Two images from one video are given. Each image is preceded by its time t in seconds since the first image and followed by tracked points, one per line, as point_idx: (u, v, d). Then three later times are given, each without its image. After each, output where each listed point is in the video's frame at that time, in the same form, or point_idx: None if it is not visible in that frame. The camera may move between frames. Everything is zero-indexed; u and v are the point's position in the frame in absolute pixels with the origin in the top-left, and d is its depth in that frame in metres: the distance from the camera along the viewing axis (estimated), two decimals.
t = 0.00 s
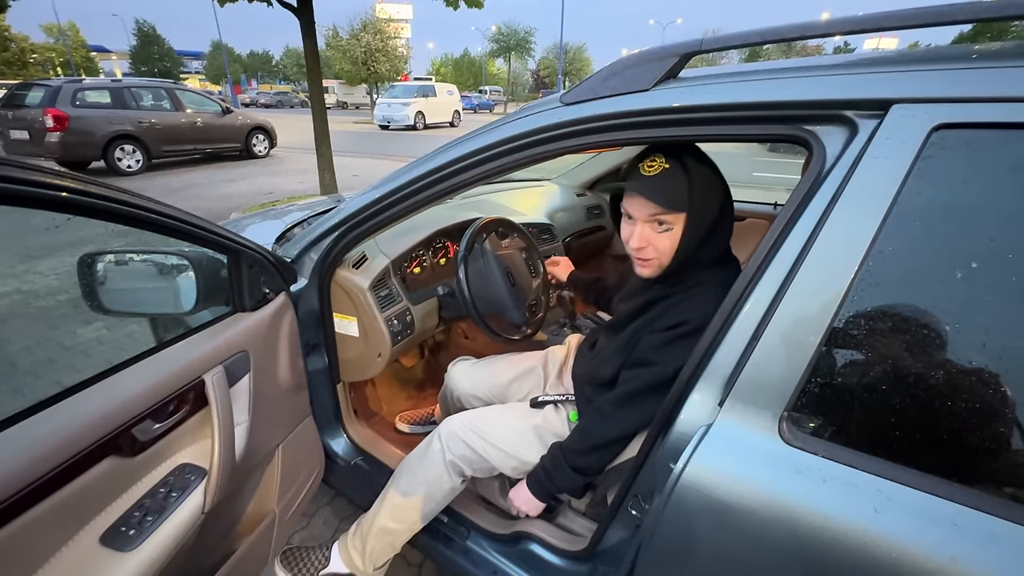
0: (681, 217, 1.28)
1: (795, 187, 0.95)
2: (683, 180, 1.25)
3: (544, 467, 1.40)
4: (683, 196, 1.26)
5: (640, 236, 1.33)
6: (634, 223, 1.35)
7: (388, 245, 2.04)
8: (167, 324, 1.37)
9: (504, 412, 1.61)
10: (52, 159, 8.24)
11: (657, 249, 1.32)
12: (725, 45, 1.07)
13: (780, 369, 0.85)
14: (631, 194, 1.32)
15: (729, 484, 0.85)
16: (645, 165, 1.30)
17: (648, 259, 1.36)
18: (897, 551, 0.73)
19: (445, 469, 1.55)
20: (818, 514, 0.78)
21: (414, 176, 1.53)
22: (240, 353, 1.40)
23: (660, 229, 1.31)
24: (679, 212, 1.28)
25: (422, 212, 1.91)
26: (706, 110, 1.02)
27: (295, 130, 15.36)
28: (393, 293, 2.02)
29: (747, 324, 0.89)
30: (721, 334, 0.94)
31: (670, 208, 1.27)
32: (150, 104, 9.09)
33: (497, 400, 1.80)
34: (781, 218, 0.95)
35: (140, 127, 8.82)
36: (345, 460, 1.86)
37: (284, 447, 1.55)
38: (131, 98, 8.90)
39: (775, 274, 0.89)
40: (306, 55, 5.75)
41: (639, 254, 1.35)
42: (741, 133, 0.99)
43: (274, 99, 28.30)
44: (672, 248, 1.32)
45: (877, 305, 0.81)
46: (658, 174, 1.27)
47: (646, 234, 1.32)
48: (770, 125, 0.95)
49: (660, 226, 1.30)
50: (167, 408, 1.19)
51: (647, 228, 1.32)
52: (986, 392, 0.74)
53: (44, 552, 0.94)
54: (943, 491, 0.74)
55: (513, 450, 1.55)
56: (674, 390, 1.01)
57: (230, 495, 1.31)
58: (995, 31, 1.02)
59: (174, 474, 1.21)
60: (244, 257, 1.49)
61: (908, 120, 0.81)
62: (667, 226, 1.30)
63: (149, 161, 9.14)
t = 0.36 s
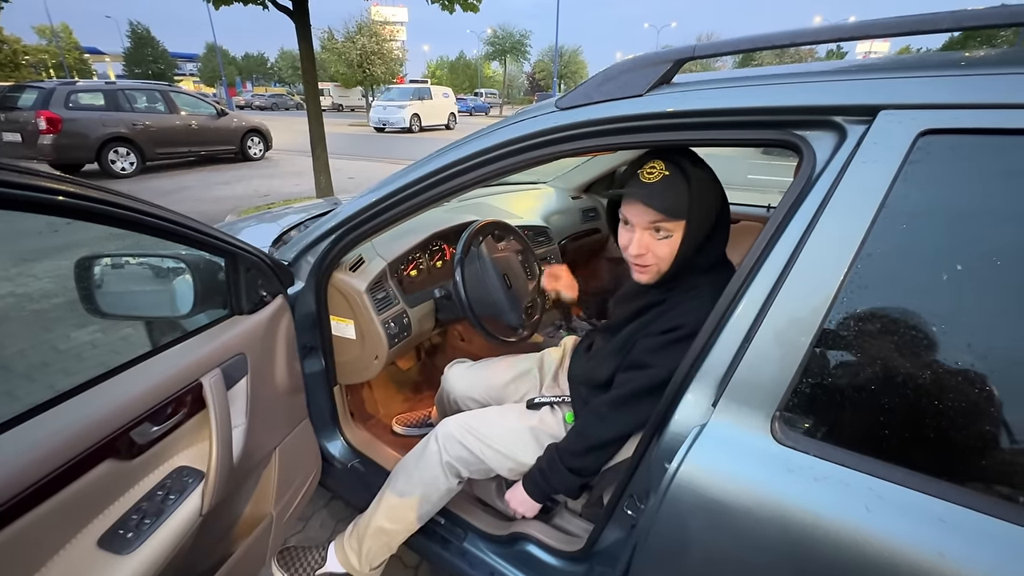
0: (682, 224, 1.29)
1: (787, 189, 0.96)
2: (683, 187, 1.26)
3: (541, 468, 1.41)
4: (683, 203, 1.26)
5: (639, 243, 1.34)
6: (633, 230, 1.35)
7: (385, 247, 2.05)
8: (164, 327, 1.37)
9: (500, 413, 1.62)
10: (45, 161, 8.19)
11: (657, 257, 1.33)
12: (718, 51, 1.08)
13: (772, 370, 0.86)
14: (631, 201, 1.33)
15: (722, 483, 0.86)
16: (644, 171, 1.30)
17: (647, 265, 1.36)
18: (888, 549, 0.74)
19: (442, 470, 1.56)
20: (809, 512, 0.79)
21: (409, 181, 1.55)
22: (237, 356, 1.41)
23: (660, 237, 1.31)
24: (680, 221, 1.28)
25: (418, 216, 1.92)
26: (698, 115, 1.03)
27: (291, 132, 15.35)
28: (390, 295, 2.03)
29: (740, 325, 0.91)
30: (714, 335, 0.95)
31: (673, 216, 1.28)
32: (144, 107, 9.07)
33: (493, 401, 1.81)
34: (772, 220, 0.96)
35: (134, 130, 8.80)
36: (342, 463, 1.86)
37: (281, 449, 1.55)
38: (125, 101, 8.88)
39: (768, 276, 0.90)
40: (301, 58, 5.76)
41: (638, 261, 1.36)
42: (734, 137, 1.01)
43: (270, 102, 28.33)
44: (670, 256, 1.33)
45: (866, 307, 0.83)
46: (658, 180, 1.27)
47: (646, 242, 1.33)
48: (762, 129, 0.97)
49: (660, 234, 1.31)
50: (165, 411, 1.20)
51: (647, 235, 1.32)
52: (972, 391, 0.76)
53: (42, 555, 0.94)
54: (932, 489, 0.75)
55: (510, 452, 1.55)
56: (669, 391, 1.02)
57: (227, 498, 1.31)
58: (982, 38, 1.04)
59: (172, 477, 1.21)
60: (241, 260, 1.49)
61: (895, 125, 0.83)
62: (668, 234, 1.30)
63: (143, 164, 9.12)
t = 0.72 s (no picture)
0: (686, 225, 1.31)
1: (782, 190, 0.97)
2: (688, 189, 1.28)
3: (539, 467, 1.42)
4: (689, 204, 1.28)
5: (644, 244, 1.33)
6: (637, 231, 1.35)
7: (383, 247, 2.06)
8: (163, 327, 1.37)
9: (499, 413, 1.63)
10: (39, 162, 8.12)
11: (661, 258, 1.33)
12: (714, 53, 1.09)
13: (768, 367, 0.88)
14: (635, 202, 1.33)
15: (718, 478, 0.87)
16: (648, 173, 1.31)
17: (649, 267, 1.36)
18: (882, 542, 0.75)
19: (441, 469, 1.56)
20: (804, 506, 0.81)
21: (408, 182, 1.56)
22: (236, 356, 1.41)
23: (664, 237, 1.32)
24: (684, 222, 1.30)
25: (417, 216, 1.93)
26: (695, 116, 1.05)
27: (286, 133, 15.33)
28: (389, 295, 2.04)
29: (736, 324, 0.92)
30: (711, 333, 0.96)
31: (677, 217, 1.29)
32: (139, 107, 9.05)
33: (491, 401, 1.82)
34: (767, 220, 0.97)
35: (129, 130, 8.76)
36: (341, 463, 1.87)
37: (281, 449, 1.56)
38: (120, 101, 8.84)
39: (763, 275, 0.91)
40: (297, 58, 5.75)
41: (641, 262, 1.35)
42: (730, 138, 1.02)
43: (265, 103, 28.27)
44: (673, 257, 1.34)
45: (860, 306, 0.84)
46: (662, 182, 1.28)
47: (649, 243, 1.32)
48: (758, 130, 0.98)
49: (665, 235, 1.32)
50: (166, 410, 1.20)
51: (651, 237, 1.32)
52: (962, 386, 0.77)
53: (45, 553, 0.95)
54: (924, 482, 0.77)
55: (509, 451, 1.56)
56: (666, 389, 1.04)
57: (228, 497, 1.32)
58: (974, 41, 1.05)
59: (173, 476, 1.22)
60: (241, 260, 1.50)
61: (888, 126, 0.84)
62: (672, 234, 1.31)
63: (138, 165, 9.09)
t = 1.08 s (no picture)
0: (688, 225, 1.32)
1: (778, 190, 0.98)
2: (692, 188, 1.29)
3: (538, 465, 1.43)
4: (691, 204, 1.29)
5: (647, 244, 1.34)
6: (639, 231, 1.37)
7: (383, 247, 2.07)
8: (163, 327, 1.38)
9: (498, 412, 1.64)
10: (37, 163, 8.10)
11: (663, 258, 1.35)
12: (711, 54, 1.10)
13: (764, 365, 0.89)
14: (638, 202, 1.34)
15: (715, 474, 0.88)
16: (651, 172, 1.32)
17: (650, 267, 1.37)
18: (876, 536, 0.76)
19: (441, 468, 1.57)
20: (799, 501, 0.82)
21: (407, 183, 1.57)
22: (237, 355, 1.42)
23: (666, 237, 1.33)
24: (687, 222, 1.32)
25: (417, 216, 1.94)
26: (692, 117, 1.06)
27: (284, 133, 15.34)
28: (389, 295, 2.04)
29: (733, 322, 0.93)
30: (709, 331, 0.98)
31: (679, 218, 1.31)
32: (137, 108, 9.05)
33: (490, 400, 1.83)
34: (764, 219, 0.99)
35: (127, 131, 8.76)
36: (341, 462, 1.87)
37: (281, 448, 1.57)
38: (118, 102, 8.84)
39: (760, 274, 0.92)
40: (296, 59, 5.76)
41: (642, 262, 1.36)
42: (727, 139, 1.03)
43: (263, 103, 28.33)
44: (675, 257, 1.35)
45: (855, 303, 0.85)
46: (665, 182, 1.30)
47: (652, 243, 1.34)
48: (754, 131, 0.99)
49: (667, 235, 1.33)
50: (168, 409, 1.21)
51: (653, 237, 1.34)
52: (954, 383, 0.78)
53: (49, 550, 0.96)
54: (917, 477, 0.78)
55: (508, 449, 1.57)
56: (664, 387, 1.05)
57: (229, 495, 1.33)
58: (971, 41, 1.05)
59: (174, 474, 1.23)
60: (242, 260, 1.51)
61: (882, 126, 0.86)
62: (674, 234, 1.33)
63: (136, 165, 9.09)
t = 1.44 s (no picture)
0: (685, 224, 1.33)
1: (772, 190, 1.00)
2: (690, 188, 1.31)
3: (537, 464, 1.43)
4: (689, 203, 1.30)
5: (644, 241, 1.34)
6: (636, 230, 1.37)
7: (381, 248, 2.08)
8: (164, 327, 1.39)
9: (497, 411, 1.65)
10: (34, 164, 8.08)
11: (660, 256, 1.35)
12: (708, 56, 1.11)
13: (759, 363, 0.90)
14: (636, 199, 1.34)
15: (711, 471, 0.89)
16: (649, 171, 1.33)
17: (647, 266, 1.38)
18: (869, 531, 0.77)
19: (440, 467, 1.58)
20: (794, 497, 0.83)
21: (405, 184, 1.57)
22: (237, 355, 1.43)
23: (663, 236, 1.34)
24: (684, 221, 1.33)
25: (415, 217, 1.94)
26: (688, 118, 1.06)
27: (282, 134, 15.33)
28: (387, 295, 2.05)
29: (730, 320, 0.94)
30: (704, 331, 0.99)
31: (676, 217, 1.32)
32: (135, 109, 9.04)
33: (488, 400, 1.83)
34: (758, 219, 1.00)
35: (124, 132, 8.75)
36: (340, 462, 1.88)
37: (280, 447, 1.57)
38: (116, 103, 8.83)
39: (756, 273, 0.93)
40: (294, 60, 5.76)
41: (639, 260, 1.37)
42: (722, 140, 1.04)
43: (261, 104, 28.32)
44: (672, 256, 1.36)
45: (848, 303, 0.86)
46: (663, 180, 1.31)
47: (649, 242, 1.34)
48: (749, 132, 1.00)
49: (664, 233, 1.34)
50: (168, 409, 1.22)
51: (650, 235, 1.34)
52: (945, 379, 0.79)
53: (50, 549, 0.96)
54: (910, 473, 0.79)
55: (506, 448, 1.58)
56: (661, 385, 1.06)
57: (228, 494, 1.33)
58: (968, 42, 1.08)
59: (175, 473, 1.23)
60: (241, 260, 1.51)
61: (875, 128, 0.86)
62: (671, 233, 1.34)
63: (134, 167, 9.08)
